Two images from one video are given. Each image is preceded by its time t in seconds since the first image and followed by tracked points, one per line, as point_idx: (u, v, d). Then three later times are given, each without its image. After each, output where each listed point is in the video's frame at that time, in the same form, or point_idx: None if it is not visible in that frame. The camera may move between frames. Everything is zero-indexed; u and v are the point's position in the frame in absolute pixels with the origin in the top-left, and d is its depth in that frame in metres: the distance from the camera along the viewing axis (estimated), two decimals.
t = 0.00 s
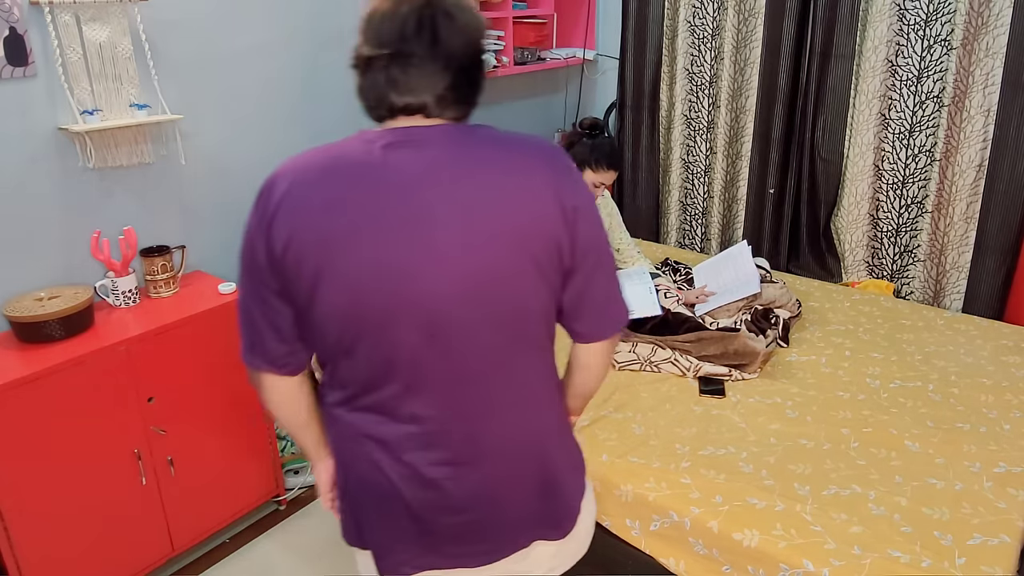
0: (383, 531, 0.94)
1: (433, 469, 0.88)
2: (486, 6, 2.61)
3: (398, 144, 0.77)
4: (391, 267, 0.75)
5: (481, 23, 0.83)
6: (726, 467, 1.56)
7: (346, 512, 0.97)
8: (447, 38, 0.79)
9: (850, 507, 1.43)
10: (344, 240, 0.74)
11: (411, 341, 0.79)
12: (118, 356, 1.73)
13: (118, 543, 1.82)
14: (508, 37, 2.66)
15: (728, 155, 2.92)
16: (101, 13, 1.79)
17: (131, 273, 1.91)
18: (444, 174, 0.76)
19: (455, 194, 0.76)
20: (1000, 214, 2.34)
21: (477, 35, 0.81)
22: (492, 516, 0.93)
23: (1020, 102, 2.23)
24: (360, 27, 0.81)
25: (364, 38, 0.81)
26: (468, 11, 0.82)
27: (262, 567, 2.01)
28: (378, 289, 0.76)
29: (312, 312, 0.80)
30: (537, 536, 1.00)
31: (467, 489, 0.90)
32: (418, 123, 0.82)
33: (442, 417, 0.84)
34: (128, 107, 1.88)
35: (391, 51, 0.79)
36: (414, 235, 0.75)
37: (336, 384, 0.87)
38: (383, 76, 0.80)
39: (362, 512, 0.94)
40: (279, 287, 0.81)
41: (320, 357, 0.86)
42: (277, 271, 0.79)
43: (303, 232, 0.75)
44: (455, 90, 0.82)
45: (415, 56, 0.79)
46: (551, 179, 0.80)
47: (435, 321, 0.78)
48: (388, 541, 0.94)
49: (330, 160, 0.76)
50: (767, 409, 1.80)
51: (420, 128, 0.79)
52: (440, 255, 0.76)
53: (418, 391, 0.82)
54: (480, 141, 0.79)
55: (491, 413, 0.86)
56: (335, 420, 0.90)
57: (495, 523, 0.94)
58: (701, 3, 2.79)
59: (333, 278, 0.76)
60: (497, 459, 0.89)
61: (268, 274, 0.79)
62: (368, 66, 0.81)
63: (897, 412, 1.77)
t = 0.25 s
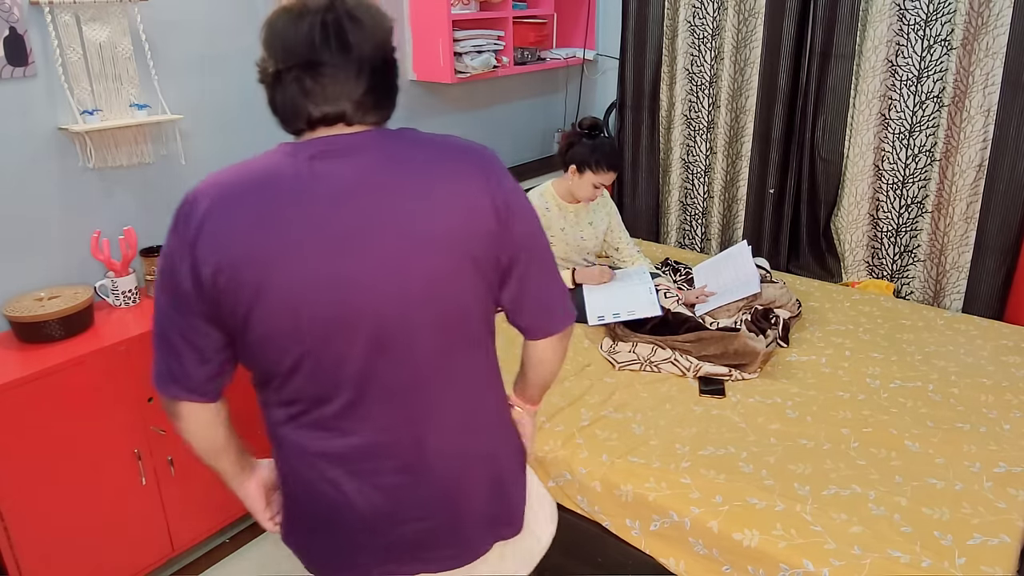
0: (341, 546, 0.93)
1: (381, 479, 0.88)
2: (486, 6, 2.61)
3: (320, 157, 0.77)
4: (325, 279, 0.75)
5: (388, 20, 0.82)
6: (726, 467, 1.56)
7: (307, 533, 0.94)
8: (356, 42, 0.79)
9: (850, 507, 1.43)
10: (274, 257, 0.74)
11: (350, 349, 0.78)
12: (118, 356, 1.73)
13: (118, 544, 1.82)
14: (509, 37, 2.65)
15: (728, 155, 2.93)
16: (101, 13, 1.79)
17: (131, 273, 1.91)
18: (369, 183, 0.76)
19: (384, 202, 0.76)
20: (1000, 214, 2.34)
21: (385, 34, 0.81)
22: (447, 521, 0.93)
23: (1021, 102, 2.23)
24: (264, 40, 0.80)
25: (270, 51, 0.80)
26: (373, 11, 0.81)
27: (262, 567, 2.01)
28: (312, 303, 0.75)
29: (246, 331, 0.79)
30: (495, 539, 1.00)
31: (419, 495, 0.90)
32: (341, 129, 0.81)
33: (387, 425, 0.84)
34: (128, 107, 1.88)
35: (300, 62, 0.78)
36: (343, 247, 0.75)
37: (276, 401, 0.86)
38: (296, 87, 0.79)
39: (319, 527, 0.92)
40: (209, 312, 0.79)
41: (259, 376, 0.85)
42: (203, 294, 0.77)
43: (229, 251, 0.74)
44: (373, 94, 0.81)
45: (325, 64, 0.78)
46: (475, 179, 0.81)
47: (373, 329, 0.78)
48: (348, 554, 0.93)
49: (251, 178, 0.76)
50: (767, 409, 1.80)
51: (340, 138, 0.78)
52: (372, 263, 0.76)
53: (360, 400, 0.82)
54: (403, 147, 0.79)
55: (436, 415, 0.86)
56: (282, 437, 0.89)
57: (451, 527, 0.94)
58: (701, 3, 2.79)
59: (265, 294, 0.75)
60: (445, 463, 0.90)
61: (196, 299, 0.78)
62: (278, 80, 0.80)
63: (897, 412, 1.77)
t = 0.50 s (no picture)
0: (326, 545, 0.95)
1: (364, 476, 0.90)
2: (486, 6, 2.61)
3: (289, 158, 0.78)
4: (301, 279, 0.76)
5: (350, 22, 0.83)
6: (726, 467, 1.56)
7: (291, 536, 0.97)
8: (317, 45, 0.79)
9: (851, 507, 1.43)
10: (249, 259, 0.75)
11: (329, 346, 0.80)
12: (118, 356, 1.73)
13: (118, 544, 1.82)
14: (509, 37, 2.65)
15: (728, 155, 2.93)
16: (101, 13, 1.79)
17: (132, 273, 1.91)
18: (339, 182, 0.78)
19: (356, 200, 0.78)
20: (1000, 214, 2.34)
21: (347, 36, 0.82)
22: (432, 511, 0.96)
23: (1020, 102, 2.23)
24: (224, 37, 0.80)
25: (228, 48, 0.80)
26: (335, 13, 0.82)
27: (261, 567, 2.01)
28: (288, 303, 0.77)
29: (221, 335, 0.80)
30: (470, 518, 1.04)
31: (403, 488, 0.93)
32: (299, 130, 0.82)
33: (368, 420, 0.87)
34: (127, 107, 1.88)
35: (259, 63, 0.78)
36: (318, 246, 0.77)
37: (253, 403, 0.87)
38: (255, 86, 0.79)
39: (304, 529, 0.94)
40: (181, 320, 0.79)
41: (236, 383, 0.86)
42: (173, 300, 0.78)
43: (200, 257, 0.75)
44: (333, 96, 0.82)
45: (286, 65, 0.79)
46: (440, 174, 0.84)
47: (350, 326, 0.80)
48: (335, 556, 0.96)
49: (215, 183, 0.76)
50: (768, 409, 1.80)
51: (304, 138, 0.80)
52: (344, 261, 0.78)
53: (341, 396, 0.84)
54: (368, 146, 0.81)
55: (414, 406, 0.89)
56: (261, 443, 0.90)
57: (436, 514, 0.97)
58: (701, 3, 2.79)
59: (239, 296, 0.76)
60: (427, 451, 0.93)
61: (167, 310, 0.78)
62: (237, 79, 0.80)
63: (897, 412, 1.77)
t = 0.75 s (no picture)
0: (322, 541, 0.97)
1: (368, 466, 0.92)
2: (487, 6, 2.61)
3: (285, 158, 0.80)
4: (311, 270, 0.79)
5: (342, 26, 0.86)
6: (726, 467, 1.56)
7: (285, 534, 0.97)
8: (309, 48, 0.82)
9: (851, 507, 1.43)
10: (260, 253, 0.77)
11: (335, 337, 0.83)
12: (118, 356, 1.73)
13: (118, 544, 1.82)
14: (509, 37, 2.65)
15: (728, 155, 2.93)
16: (101, 13, 1.79)
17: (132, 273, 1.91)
18: (342, 175, 0.81)
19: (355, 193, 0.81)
20: (1000, 214, 2.34)
21: (338, 40, 0.85)
22: (429, 496, 1.00)
23: (1020, 102, 2.23)
24: (218, 36, 0.82)
25: (221, 47, 0.82)
26: (327, 17, 0.84)
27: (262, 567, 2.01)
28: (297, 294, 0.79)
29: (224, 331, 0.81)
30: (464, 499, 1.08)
31: (405, 475, 0.96)
32: (288, 129, 0.85)
33: (373, 408, 0.89)
34: (127, 107, 1.88)
35: (252, 63, 0.81)
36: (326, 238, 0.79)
37: (252, 399, 0.88)
38: (246, 86, 0.82)
39: (301, 526, 0.95)
40: (185, 318, 0.79)
41: (236, 380, 0.86)
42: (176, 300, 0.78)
43: (207, 254, 0.76)
44: (322, 98, 0.85)
45: (278, 66, 0.81)
46: (433, 166, 0.88)
47: (356, 315, 0.82)
48: (336, 552, 0.97)
49: (216, 181, 0.77)
50: (767, 409, 1.80)
51: (300, 135, 0.83)
52: (350, 252, 0.80)
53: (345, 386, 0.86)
54: (362, 142, 0.85)
55: (415, 391, 0.93)
56: (263, 441, 0.90)
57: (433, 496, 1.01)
58: (701, 3, 2.80)
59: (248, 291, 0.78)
60: (427, 435, 0.96)
61: (172, 309, 0.78)
62: (228, 77, 0.82)
63: (897, 412, 1.77)
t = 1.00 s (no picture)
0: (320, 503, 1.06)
1: (372, 425, 1.04)
2: (486, 6, 2.61)
3: (313, 141, 0.91)
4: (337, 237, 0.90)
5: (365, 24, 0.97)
6: (726, 467, 1.56)
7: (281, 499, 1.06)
8: (340, 40, 0.92)
9: (851, 506, 1.43)
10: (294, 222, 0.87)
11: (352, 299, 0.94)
12: (118, 356, 1.73)
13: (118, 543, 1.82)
14: (509, 37, 2.65)
15: (728, 155, 2.93)
16: (101, 13, 1.79)
17: (132, 273, 1.91)
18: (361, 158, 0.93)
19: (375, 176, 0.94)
20: (1000, 214, 2.34)
21: (364, 35, 0.95)
22: (419, 456, 1.13)
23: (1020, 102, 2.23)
24: (254, 20, 0.90)
25: (257, 31, 0.90)
26: (354, 13, 0.95)
27: (262, 567, 2.01)
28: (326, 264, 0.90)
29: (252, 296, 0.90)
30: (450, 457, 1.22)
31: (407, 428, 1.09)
32: (313, 112, 0.94)
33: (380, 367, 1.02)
34: (127, 107, 1.88)
35: (289, 48, 0.90)
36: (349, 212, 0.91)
37: (265, 367, 0.97)
38: (281, 68, 0.90)
39: (302, 490, 1.05)
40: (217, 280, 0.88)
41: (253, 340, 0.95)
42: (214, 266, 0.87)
43: (249, 224, 0.85)
44: (346, 85, 0.95)
45: (312, 53, 0.91)
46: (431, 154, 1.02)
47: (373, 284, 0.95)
48: (343, 505, 1.07)
49: (251, 159, 0.87)
50: (768, 409, 1.80)
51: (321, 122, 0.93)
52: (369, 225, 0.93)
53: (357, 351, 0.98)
54: (375, 130, 0.97)
55: (414, 353, 1.06)
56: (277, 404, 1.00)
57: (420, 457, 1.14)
58: (701, 3, 2.80)
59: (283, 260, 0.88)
60: (422, 391, 1.10)
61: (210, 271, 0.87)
62: (263, 58, 0.90)
63: (897, 412, 1.77)
